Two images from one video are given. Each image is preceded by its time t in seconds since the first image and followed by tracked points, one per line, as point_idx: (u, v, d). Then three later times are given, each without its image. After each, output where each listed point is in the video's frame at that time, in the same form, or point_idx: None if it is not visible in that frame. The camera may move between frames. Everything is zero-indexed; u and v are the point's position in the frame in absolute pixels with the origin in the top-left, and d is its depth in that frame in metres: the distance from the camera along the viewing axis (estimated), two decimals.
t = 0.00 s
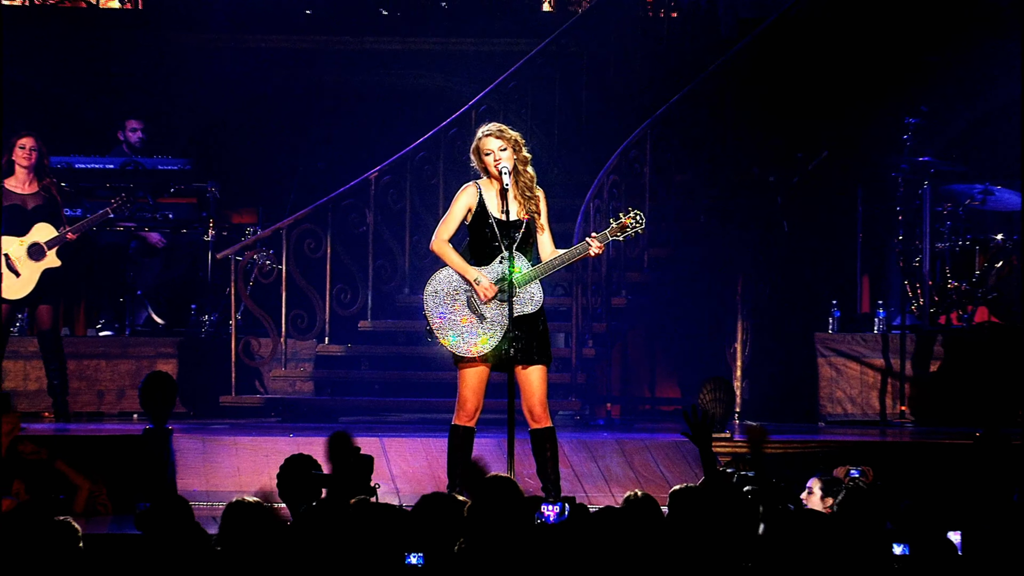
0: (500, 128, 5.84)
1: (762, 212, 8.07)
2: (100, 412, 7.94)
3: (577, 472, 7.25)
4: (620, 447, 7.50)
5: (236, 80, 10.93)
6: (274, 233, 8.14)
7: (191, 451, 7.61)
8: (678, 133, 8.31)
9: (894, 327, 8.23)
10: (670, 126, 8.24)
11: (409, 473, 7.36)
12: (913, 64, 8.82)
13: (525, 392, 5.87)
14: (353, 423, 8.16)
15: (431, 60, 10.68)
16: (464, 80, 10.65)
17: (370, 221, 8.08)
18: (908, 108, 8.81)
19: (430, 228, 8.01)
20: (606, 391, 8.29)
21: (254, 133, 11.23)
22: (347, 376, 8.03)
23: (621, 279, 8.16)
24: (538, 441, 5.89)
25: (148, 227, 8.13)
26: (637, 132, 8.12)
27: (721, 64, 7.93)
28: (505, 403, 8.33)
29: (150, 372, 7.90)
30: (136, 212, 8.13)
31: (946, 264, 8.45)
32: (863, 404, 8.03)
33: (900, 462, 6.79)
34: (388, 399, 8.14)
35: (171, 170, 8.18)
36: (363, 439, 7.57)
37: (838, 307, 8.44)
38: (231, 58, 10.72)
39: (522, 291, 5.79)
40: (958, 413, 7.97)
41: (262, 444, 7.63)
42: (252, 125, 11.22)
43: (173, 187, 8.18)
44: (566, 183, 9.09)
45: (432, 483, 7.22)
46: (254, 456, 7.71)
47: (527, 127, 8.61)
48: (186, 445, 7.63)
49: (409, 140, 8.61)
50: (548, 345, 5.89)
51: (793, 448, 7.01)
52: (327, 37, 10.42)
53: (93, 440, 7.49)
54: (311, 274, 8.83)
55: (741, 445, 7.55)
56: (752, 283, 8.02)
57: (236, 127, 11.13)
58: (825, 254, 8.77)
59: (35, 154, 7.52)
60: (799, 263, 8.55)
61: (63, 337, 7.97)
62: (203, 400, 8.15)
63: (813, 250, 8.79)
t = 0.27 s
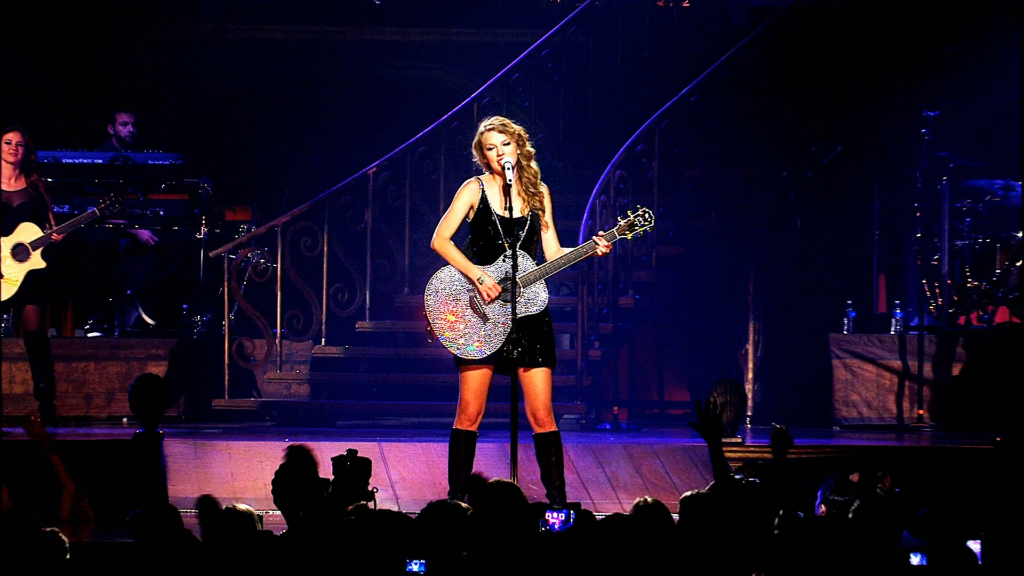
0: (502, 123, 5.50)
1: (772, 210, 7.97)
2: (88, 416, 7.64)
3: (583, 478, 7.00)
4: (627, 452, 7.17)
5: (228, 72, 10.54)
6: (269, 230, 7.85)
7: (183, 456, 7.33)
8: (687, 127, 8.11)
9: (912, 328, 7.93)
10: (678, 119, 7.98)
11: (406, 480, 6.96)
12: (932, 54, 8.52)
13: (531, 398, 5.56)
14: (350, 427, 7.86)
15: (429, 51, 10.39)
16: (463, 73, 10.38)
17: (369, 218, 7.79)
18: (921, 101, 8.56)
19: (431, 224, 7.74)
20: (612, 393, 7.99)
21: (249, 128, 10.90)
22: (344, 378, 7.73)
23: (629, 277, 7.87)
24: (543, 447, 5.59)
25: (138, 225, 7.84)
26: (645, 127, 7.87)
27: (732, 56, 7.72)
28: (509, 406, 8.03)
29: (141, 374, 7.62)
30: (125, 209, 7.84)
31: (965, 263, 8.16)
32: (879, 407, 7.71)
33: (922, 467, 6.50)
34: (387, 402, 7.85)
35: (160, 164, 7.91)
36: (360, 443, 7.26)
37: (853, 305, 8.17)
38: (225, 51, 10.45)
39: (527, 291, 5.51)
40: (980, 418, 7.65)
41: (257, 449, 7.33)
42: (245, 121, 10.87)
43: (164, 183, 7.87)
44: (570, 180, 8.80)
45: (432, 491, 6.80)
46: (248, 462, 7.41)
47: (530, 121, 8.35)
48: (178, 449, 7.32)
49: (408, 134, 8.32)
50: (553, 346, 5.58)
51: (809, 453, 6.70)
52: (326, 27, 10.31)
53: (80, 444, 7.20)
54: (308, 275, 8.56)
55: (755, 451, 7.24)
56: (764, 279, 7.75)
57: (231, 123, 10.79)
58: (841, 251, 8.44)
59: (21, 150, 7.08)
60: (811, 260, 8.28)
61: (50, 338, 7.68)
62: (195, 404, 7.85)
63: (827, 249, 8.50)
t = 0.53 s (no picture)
0: (508, 116, 5.29)
1: (784, 206, 7.62)
2: (79, 420, 7.36)
3: (589, 484, 6.71)
4: (633, 456, 6.83)
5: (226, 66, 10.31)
6: (266, 228, 7.61)
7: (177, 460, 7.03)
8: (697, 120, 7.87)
9: (929, 329, 7.65)
10: (686, 112, 7.74)
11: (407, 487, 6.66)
12: (947, 45, 8.31)
13: (536, 401, 5.29)
14: (349, 431, 7.62)
15: (431, 42, 10.18)
16: (465, 66, 10.17)
17: (369, 216, 7.56)
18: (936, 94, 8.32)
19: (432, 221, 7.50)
20: (619, 396, 7.75)
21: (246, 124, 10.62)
22: (344, 381, 7.49)
23: (636, 275, 7.62)
24: (550, 451, 5.33)
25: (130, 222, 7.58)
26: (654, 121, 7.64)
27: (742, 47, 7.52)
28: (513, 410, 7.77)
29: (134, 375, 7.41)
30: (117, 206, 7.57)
31: (984, 261, 7.88)
32: (895, 410, 7.46)
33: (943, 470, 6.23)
34: (387, 405, 7.61)
35: (153, 159, 7.59)
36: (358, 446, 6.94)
37: (869, 305, 7.89)
38: (223, 45, 10.23)
39: (532, 290, 5.24)
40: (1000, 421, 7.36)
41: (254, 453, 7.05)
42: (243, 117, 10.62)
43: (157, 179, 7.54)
44: (575, 176, 8.56)
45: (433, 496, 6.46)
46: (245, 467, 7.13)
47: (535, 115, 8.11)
48: (171, 452, 7.05)
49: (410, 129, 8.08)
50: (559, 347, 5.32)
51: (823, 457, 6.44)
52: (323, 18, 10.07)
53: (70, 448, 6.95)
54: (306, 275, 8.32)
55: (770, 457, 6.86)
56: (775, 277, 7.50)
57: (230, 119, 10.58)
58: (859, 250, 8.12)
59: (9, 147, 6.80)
60: (831, 257, 7.87)
61: (39, 339, 7.43)
62: (189, 408, 7.59)
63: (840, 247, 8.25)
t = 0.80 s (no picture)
0: (511, 110, 5.05)
1: (794, 204, 7.33)
2: (70, 422, 7.15)
3: (596, 490, 6.37)
4: (640, 461, 6.48)
5: (222, 59, 10.09)
6: (262, 224, 7.37)
7: (169, 464, 6.57)
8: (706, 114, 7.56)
9: (946, 330, 7.37)
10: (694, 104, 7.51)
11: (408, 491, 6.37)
12: (966, 34, 8.03)
13: (541, 404, 5.05)
14: (348, 434, 7.39)
15: (432, 33, 9.93)
16: (468, 58, 9.92)
17: (367, 212, 7.32)
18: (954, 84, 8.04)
19: (433, 217, 7.25)
20: (626, 399, 7.52)
21: (243, 119, 10.38)
22: (343, 383, 7.27)
23: (643, 273, 7.39)
24: (554, 450, 5.11)
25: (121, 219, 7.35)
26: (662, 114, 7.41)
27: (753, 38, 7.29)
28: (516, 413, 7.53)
29: (126, 377, 7.10)
30: (108, 202, 7.35)
31: (1005, 259, 7.59)
32: (911, 413, 7.20)
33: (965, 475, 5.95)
34: (387, 408, 7.38)
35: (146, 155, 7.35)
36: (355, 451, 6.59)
37: (884, 304, 7.66)
38: (220, 37, 10.00)
39: (536, 290, 5.00)
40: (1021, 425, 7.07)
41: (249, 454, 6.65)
42: (239, 111, 10.37)
43: (151, 175, 7.32)
44: (580, 171, 8.31)
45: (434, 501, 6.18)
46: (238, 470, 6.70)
47: (539, 107, 7.88)
48: (163, 457, 6.58)
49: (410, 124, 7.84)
50: (565, 349, 5.07)
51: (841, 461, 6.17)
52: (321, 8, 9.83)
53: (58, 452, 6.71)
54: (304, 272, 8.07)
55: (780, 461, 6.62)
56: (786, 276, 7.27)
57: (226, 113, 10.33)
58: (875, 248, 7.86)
59: None
60: (841, 253, 7.72)
61: (27, 339, 7.19)
62: (181, 410, 7.37)
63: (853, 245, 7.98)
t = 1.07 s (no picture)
0: (514, 101, 4.75)
1: (809, 199, 7.07)
2: (54, 427, 6.87)
3: (602, 496, 5.89)
4: (650, 466, 5.98)
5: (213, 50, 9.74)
6: (254, 221, 7.07)
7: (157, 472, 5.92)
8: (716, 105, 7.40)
9: (967, 330, 7.06)
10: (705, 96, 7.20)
11: (405, 500, 5.93)
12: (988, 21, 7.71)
13: (544, 408, 4.72)
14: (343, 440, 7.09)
15: (431, 23, 9.59)
16: (468, 49, 9.57)
17: (364, 208, 7.03)
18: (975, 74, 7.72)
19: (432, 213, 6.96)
20: (634, 402, 7.22)
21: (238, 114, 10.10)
22: (338, 386, 6.98)
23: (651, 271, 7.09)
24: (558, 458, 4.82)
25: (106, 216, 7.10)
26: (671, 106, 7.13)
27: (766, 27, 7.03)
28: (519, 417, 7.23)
29: (111, 380, 6.90)
30: (94, 197, 7.10)
31: None
32: (931, 418, 6.86)
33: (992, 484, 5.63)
34: (384, 412, 7.08)
35: (134, 148, 7.06)
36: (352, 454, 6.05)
37: (902, 304, 7.36)
38: (212, 28, 9.68)
39: (539, 289, 4.69)
40: None
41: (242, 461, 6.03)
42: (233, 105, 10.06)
43: (137, 170, 7.03)
44: (585, 167, 8.00)
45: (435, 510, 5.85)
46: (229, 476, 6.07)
47: (542, 99, 7.58)
48: (151, 461, 6.00)
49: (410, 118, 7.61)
50: (569, 351, 4.77)
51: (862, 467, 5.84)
52: None
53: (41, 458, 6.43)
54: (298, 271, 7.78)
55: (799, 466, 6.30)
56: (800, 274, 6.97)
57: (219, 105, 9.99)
58: (892, 246, 7.54)
59: None
60: (862, 252, 7.31)
61: (10, 341, 6.91)
62: (169, 414, 7.06)
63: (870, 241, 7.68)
